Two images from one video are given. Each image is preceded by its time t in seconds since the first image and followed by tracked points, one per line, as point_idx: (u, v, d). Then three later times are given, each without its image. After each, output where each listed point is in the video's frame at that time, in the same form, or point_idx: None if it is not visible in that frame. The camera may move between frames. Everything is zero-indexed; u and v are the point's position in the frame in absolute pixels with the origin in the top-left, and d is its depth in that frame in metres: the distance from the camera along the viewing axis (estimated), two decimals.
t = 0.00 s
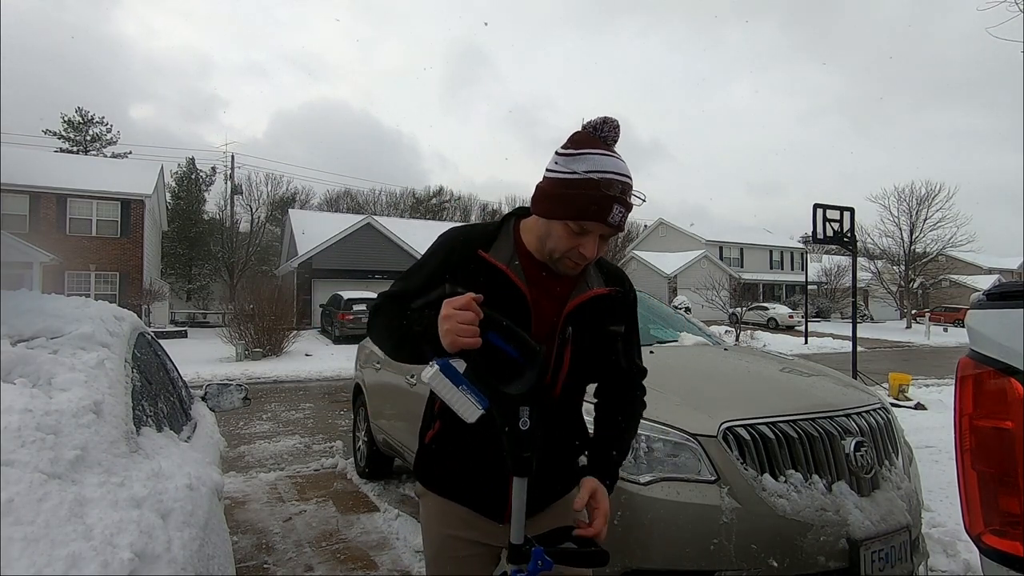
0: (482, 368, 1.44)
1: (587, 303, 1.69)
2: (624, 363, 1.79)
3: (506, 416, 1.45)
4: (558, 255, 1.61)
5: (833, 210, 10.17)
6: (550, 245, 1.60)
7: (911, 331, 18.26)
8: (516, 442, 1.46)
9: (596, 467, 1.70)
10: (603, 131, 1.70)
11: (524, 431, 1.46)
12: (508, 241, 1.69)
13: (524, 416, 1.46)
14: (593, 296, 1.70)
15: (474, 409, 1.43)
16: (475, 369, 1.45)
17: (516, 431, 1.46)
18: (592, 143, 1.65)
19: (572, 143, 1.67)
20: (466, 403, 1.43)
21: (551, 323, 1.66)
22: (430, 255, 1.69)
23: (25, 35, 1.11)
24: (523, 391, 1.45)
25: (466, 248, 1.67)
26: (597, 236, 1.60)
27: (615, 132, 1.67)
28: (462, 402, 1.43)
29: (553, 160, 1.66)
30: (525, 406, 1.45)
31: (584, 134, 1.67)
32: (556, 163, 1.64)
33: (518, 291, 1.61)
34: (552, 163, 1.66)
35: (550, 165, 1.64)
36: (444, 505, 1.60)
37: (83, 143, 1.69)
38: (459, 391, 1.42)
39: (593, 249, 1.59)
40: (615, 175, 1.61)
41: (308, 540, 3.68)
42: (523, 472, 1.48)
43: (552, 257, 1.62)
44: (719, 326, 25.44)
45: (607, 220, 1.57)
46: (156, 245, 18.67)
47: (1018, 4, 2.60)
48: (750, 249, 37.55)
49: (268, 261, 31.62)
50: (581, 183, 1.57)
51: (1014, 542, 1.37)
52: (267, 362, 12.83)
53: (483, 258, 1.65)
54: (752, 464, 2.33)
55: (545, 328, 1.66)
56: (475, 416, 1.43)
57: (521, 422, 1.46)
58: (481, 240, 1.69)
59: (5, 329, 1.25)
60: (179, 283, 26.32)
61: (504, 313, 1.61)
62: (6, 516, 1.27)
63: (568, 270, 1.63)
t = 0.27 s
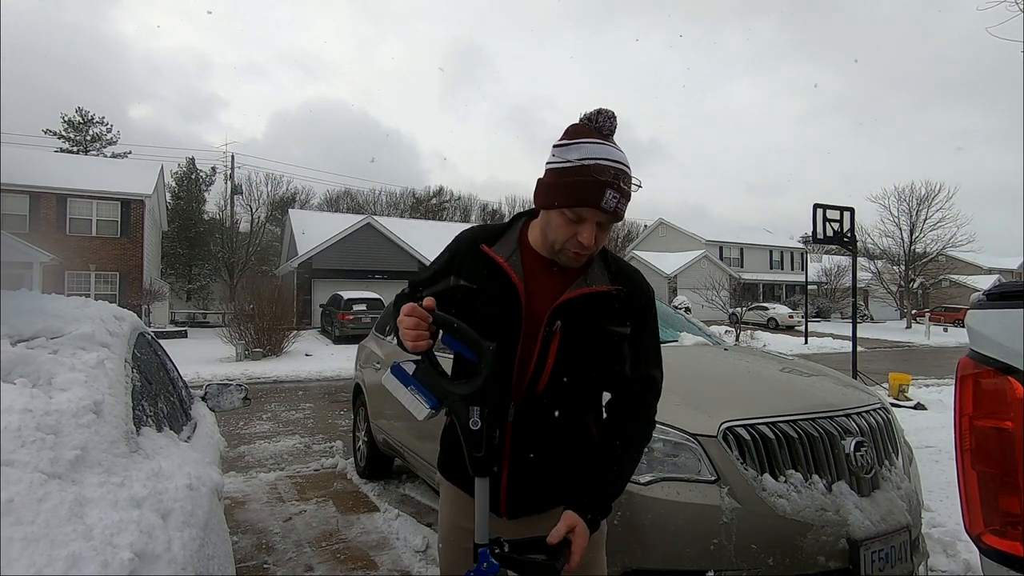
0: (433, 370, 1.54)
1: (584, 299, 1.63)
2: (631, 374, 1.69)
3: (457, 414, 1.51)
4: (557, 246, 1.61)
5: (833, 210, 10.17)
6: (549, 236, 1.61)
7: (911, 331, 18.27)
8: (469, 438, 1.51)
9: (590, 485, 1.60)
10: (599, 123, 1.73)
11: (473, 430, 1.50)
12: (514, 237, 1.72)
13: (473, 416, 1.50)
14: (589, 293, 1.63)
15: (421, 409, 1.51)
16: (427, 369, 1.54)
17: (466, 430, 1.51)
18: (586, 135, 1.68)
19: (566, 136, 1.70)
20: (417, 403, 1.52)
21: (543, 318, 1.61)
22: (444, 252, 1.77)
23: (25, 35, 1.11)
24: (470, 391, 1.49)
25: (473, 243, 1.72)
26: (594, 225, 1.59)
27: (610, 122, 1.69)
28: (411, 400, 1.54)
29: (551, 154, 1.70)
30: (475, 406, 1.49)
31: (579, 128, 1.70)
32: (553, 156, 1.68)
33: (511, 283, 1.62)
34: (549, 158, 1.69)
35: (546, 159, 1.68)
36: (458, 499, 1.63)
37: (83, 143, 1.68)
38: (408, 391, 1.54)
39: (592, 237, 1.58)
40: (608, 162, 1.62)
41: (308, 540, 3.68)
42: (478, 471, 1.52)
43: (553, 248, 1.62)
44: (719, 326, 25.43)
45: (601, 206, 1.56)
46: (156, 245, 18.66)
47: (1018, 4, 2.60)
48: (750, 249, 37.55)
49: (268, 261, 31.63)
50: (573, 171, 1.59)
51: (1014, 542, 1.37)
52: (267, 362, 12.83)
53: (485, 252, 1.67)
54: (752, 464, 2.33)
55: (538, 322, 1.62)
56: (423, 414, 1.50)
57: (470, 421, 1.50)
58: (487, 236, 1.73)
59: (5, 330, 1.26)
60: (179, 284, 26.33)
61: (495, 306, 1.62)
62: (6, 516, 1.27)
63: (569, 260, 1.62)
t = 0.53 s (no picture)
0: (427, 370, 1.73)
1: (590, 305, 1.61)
2: (638, 392, 1.61)
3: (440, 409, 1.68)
4: (574, 250, 1.64)
5: (833, 210, 10.16)
6: (567, 239, 1.65)
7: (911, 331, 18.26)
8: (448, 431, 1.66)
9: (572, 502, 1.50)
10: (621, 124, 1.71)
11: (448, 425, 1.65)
12: (542, 238, 1.77)
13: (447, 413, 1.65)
14: (595, 299, 1.61)
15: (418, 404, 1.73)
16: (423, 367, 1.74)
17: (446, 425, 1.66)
18: (605, 137, 1.67)
19: (587, 139, 1.71)
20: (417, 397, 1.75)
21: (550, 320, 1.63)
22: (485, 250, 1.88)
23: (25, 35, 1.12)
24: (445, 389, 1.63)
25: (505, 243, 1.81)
26: (607, 229, 1.60)
27: (631, 124, 1.67)
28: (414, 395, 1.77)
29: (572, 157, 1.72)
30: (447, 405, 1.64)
31: (598, 130, 1.70)
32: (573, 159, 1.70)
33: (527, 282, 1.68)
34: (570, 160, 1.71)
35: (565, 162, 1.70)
36: (492, 487, 1.76)
37: (83, 142, 1.68)
38: (414, 386, 1.77)
39: (603, 242, 1.59)
40: (623, 166, 1.61)
41: (308, 540, 3.68)
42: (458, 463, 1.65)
43: (570, 251, 1.65)
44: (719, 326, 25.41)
45: (612, 211, 1.57)
46: (156, 245, 18.66)
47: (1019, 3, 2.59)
48: (750, 249, 37.54)
49: (268, 261, 31.63)
50: (586, 176, 1.61)
51: (1014, 542, 1.37)
52: (266, 362, 12.82)
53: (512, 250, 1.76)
54: (752, 464, 2.33)
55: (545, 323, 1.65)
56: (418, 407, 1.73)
57: (444, 417, 1.67)
58: (518, 237, 1.80)
59: (5, 329, 1.26)
60: (179, 284, 26.33)
61: (511, 303, 1.69)
62: (6, 515, 1.27)
63: (583, 264, 1.64)
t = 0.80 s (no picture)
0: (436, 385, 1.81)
1: (586, 310, 1.61)
2: (632, 393, 1.62)
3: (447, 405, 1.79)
4: (564, 257, 1.66)
5: (833, 210, 10.16)
6: (559, 247, 1.67)
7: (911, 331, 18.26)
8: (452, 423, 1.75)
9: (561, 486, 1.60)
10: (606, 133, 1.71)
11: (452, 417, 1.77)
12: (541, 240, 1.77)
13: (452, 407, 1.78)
14: (593, 303, 1.62)
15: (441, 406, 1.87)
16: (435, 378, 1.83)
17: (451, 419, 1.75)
18: (588, 147, 1.68)
19: (573, 149, 1.71)
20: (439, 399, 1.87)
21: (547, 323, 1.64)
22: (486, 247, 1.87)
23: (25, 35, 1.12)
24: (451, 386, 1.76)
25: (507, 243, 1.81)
26: (593, 238, 1.60)
27: (614, 134, 1.66)
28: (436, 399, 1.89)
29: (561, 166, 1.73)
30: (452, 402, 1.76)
31: (582, 140, 1.71)
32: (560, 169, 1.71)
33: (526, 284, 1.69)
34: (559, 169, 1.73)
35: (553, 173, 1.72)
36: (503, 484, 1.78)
37: (83, 142, 1.68)
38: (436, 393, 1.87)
39: (589, 250, 1.59)
40: (602, 177, 1.61)
41: (308, 540, 3.68)
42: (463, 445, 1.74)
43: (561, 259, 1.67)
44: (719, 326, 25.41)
45: (592, 222, 1.58)
46: (155, 245, 18.66)
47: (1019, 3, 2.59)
48: (750, 249, 37.54)
49: (268, 261, 31.64)
50: (568, 188, 1.62)
51: (1014, 542, 1.37)
52: (266, 362, 12.83)
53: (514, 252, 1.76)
54: (752, 464, 2.33)
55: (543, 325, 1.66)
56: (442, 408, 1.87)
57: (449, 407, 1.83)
58: (519, 237, 1.80)
59: (5, 329, 1.26)
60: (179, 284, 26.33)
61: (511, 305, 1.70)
62: (6, 515, 1.27)
63: (573, 271, 1.65)
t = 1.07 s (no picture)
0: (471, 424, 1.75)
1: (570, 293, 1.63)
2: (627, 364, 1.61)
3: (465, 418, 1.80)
4: (541, 254, 1.69)
5: (833, 210, 10.17)
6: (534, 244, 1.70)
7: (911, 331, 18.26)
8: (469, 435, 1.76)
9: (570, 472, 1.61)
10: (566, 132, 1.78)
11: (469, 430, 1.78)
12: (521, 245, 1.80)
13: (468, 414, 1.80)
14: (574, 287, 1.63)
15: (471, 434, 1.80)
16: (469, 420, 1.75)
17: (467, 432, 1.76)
18: (549, 146, 1.75)
19: (536, 152, 1.79)
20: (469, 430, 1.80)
21: (536, 316, 1.65)
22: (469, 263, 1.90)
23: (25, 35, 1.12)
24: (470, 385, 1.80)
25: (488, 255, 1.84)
26: (563, 227, 1.64)
27: (573, 130, 1.73)
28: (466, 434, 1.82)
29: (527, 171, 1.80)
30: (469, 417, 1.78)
31: (544, 142, 1.78)
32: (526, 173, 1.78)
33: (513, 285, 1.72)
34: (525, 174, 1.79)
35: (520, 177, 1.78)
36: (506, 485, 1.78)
37: (83, 142, 1.69)
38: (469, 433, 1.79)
39: (562, 238, 1.63)
40: (565, 168, 1.67)
41: (308, 540, 3.68)
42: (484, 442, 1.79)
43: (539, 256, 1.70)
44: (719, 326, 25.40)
45: (559, 211, 1.62)
46: (155, 245, 18.66)
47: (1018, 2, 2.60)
48: (750, 249, 37.54)
49: (268, 261, 31.64)
50: (533, 183, 1.68)
51: (1014, 542, 1.36)
52: (266, 362, 12.83)
53: (495, 261, 1.79)
54: (752, 464, 2.33)
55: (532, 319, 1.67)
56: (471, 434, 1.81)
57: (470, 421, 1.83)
58: (500, 246, 1.83)
59: (5, 329, 1.26)
60: (179, 283, 26.34)
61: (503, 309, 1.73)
62: (5, 515, 1.27)
63: (552, 263, 1.68)
